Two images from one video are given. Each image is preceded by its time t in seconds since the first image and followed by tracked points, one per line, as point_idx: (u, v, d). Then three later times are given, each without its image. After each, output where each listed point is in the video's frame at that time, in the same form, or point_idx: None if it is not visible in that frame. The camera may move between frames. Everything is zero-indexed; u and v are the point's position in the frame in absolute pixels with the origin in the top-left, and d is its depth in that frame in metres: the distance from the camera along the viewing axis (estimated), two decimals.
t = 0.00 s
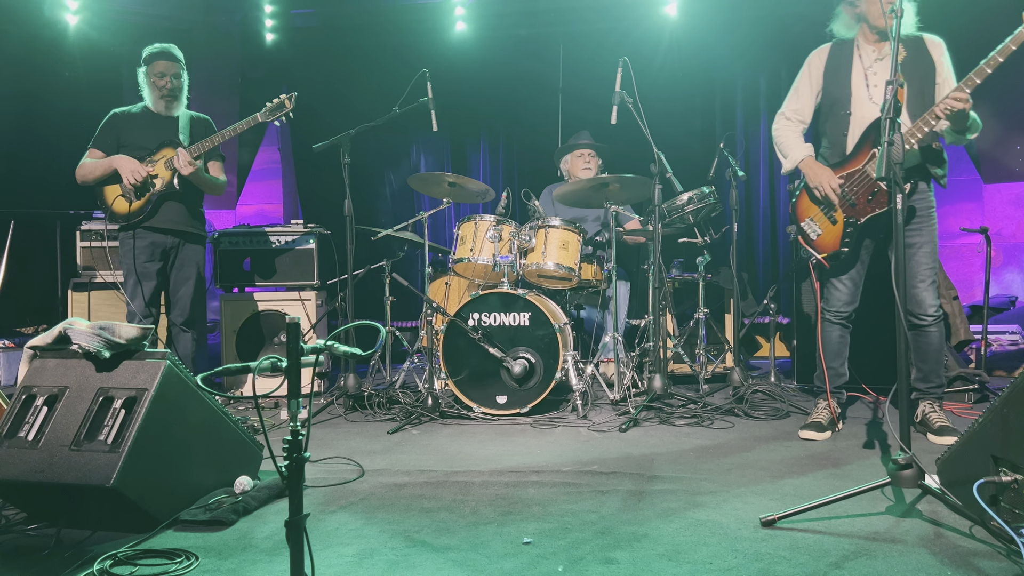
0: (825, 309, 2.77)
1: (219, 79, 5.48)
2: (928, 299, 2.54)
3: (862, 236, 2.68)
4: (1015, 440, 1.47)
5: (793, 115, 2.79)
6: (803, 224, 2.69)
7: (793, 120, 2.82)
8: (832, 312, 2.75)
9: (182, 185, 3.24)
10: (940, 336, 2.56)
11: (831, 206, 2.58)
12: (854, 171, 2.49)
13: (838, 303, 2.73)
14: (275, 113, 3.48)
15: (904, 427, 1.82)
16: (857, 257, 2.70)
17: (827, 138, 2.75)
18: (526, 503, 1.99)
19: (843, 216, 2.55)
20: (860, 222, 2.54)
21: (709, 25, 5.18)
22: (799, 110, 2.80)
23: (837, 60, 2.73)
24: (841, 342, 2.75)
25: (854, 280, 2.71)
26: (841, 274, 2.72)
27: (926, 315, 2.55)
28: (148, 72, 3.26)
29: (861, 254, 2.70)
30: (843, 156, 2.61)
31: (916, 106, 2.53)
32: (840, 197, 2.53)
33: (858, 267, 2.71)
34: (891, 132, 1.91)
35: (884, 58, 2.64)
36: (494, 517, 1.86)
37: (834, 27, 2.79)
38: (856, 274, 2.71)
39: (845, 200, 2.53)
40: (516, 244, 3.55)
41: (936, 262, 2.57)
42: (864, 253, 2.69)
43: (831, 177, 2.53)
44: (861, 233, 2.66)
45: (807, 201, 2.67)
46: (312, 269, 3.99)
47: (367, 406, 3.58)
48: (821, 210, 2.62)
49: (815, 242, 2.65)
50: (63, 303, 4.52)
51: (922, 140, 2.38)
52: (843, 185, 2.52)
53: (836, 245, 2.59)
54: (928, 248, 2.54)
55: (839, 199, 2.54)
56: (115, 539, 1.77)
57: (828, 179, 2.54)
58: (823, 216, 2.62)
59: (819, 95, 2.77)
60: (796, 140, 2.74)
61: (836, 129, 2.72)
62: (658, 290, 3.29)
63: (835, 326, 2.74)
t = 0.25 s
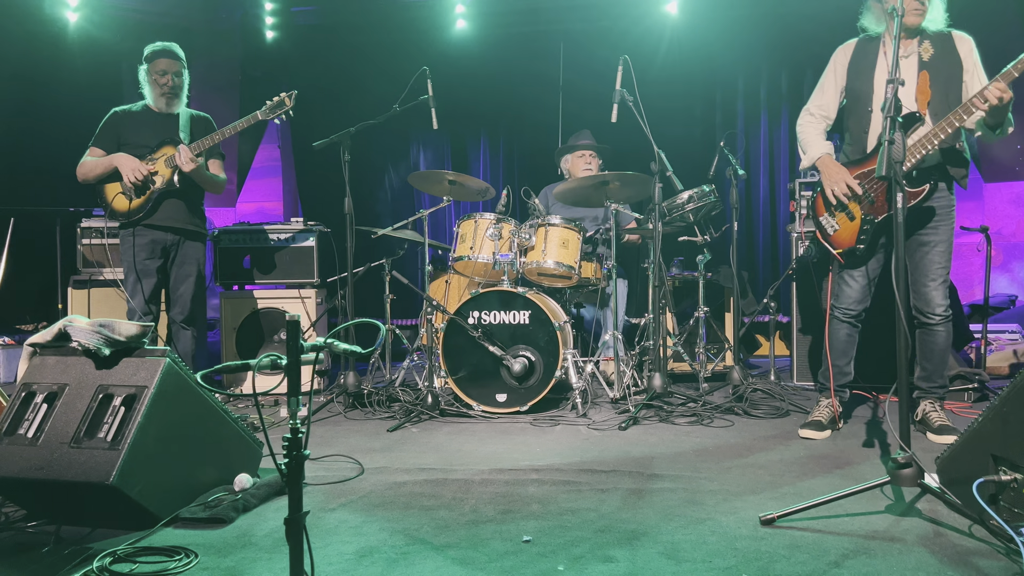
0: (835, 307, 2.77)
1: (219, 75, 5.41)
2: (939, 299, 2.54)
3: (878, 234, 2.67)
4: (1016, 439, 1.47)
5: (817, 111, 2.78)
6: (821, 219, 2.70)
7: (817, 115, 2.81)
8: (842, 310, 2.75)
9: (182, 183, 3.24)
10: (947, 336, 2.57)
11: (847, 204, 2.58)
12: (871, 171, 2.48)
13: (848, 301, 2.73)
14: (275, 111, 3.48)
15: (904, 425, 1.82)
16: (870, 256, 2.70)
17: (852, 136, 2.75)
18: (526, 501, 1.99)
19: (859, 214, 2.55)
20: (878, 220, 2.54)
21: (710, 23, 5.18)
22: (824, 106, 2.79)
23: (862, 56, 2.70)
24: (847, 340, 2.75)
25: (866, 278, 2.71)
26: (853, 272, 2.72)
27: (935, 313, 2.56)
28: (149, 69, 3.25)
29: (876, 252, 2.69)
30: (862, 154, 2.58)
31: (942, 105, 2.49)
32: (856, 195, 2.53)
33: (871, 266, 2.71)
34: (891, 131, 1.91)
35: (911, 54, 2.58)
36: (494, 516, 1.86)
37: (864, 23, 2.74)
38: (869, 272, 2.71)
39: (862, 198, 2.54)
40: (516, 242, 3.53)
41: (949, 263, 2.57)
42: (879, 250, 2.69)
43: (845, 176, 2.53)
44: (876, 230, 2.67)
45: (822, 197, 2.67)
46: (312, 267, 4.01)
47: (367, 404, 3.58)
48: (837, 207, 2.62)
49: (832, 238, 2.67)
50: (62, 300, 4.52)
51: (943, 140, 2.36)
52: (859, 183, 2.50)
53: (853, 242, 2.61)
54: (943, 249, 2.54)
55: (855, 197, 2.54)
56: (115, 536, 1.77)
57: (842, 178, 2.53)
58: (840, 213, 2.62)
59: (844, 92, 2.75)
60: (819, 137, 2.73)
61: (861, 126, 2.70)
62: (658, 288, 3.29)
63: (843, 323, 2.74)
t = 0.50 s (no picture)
0: (839, 302, 2.80)
1: (218, 72, 5.40)
2: (942, 296, 2.55)
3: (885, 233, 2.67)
4: (1016, 438, 1.47)
5: (831, 106, 2.78)
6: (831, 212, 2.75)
7: (831, 110, 2.81)
8: (846, 305, 2.78)
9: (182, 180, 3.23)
10: (949, 335, 2.57)
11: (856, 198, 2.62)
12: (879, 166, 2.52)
13: (853, 296, 2.75)
14: (276, 109, 3.48)
15: (903, 424, 1.82)
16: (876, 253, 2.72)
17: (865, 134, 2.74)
18: (525, 498, 1.99)
19: (867, 209, 2.58)
20: (884, 216, 2.55)
21: (711, 21, 5.16)
22: (838, 101, 2.79)
23: (878, 52, 2.68)
24: (850, 336, 2.77)
25: (871, 275, 2.73)
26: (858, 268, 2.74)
27: (939, 311, 2.56)
28: (149, 66, 3.24)
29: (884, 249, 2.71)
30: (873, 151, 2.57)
31: (956, 104, 2.49)
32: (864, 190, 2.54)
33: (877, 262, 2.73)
34: (892, 129, 1.91)
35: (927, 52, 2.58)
36: (493, 513, 1.86)
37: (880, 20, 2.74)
38: (875, 269, 2.73)
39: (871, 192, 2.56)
40: (516, 240, 3.54)
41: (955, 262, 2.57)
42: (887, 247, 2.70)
43: (855, 169, 2.54)
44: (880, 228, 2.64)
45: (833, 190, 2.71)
46: (312, 265, 4.00)
47: (367, 402, 3.58)
48: (846, 201, 2.67)
49: (840, 231, 2.71)
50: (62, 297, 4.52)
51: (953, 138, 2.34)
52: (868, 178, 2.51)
53: (859, 236, 2.65)
54: (949, 247, 2.54)
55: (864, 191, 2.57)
56: (114, 533, 1.77)
57: (852, 172, 2.55)
58: (848, 207, 2.66)
59: (857, 88, 2.75)
60: (831, 132, 2.73)
61: (872, 123, 2.70)
62: (658, 286, 3.28)
63: (847, 318, 2.76)
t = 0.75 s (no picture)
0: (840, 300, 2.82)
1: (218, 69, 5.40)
2: (944, 295, 2.55)
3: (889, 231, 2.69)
4: (1015, 437, 1.48)
5: (837, 107, 2.78)
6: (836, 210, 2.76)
7: (838, 111, 2.81)
8: (848, 303, 2.77)
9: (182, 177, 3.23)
10: (951, 334, 2.57)
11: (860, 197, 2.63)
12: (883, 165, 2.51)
13: (855, 293, 2.75)
14: (276, 106, 3.47)
15: (903, 423, 1.82)
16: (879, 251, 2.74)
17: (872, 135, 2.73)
18: (525, 496, 1.99)
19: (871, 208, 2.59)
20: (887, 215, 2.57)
21: (712, 18, 5.16)
22: (845, 102, 2.79)
23: (883, 51, 2.68)
24: (853, 334, 2.78)
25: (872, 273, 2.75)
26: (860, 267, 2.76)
27: (941, 309, 2.55)
28: (149, 64, 3.24)
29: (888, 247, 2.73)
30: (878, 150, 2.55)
31: (961, 104, 2.47)
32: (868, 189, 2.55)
33: (879, 261, 2.75)
34: (893, 127, 1.91)
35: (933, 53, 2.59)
36: (493, 510, 1.86)
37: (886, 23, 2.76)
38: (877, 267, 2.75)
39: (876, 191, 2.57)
40: (516, 237, 3.54)
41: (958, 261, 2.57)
42: (890, 246, 2.71)
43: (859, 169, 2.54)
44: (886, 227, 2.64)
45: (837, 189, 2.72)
46: (311, 262, 3.99)
47: (367, 399, 3.58)
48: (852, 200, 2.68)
49: (843, 230, 2.73)
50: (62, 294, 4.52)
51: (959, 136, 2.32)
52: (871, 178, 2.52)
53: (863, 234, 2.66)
54: (951, 245, 2.54)
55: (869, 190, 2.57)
56: (114, 529, 1.77)
57: (857, 172, 2.54)
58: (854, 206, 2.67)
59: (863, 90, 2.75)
60: (837, 132, 2.73)
61: (877, 123, 2.71)
62: (658, 284, 3.28)
63: (849, 316, 2.76)
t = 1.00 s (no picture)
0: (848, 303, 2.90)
1: (218, 67, 5.46)
2: (938, 293, 2.56)
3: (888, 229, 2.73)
4: (1014, 436, 1.48)
5: (827, 113, 2.82)
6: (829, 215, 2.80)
7: (829, 117, 2.84)
8: (856, 305, 2.87)
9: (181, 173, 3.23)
10: (947, 331, 2.57)
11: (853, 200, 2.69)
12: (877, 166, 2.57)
13: (860, 296, 2.84)
14: (275, 103, 3.46)
15: (901, 422, 1.82)
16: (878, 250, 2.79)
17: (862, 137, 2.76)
18: (524, 494, 1.99)
19: (865, 211, 2.65)
20: (882, 215, 2.63)
21: (713, 16, 5.15)
22: (835, 108, 2.83)
23: (871, 57, 2.73)
24: (864, 335, 2.86)
25: (874, 275, 2.81)
26: (862, 269, 2.82)
27: (935, 308, 2.57)
28: (147, 61, 3.23)
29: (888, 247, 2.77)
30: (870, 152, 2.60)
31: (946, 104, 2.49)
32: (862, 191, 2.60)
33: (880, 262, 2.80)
34: (892, 127, 1.90)
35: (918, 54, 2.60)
36: (491, 508, 1.86)
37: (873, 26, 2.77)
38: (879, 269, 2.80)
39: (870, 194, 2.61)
40: (516, 235, 3.54)
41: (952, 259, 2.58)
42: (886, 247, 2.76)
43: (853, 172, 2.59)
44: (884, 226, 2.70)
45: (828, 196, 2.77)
46: (311, 259, 3.98)
47: (366, 397, 3.59)
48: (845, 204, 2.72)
49: (840, 234, 2.77)
50: (61, 290, 4.51)
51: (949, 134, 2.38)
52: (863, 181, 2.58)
53: (859, 237, 2.70)
54: (944, 244, 2.56)
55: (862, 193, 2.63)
56: (112, 526, 1.77)
57: (850, 176, 2.59)
58: (847, 209, 2.72)
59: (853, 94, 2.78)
60: (829, 137, 2.77)
61: (866, 126, 2.75)
62: (658, 282, 3.27)
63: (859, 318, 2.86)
